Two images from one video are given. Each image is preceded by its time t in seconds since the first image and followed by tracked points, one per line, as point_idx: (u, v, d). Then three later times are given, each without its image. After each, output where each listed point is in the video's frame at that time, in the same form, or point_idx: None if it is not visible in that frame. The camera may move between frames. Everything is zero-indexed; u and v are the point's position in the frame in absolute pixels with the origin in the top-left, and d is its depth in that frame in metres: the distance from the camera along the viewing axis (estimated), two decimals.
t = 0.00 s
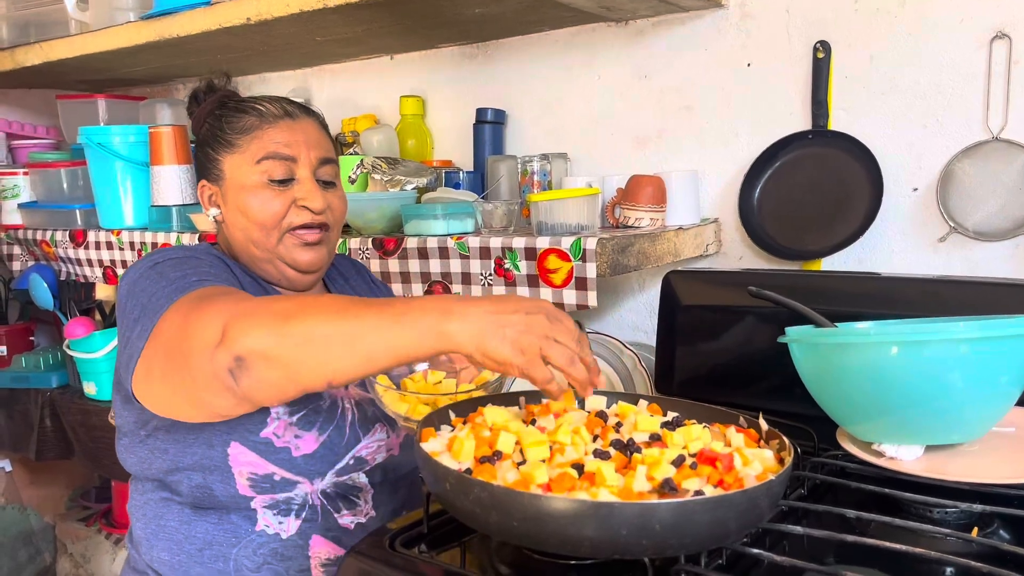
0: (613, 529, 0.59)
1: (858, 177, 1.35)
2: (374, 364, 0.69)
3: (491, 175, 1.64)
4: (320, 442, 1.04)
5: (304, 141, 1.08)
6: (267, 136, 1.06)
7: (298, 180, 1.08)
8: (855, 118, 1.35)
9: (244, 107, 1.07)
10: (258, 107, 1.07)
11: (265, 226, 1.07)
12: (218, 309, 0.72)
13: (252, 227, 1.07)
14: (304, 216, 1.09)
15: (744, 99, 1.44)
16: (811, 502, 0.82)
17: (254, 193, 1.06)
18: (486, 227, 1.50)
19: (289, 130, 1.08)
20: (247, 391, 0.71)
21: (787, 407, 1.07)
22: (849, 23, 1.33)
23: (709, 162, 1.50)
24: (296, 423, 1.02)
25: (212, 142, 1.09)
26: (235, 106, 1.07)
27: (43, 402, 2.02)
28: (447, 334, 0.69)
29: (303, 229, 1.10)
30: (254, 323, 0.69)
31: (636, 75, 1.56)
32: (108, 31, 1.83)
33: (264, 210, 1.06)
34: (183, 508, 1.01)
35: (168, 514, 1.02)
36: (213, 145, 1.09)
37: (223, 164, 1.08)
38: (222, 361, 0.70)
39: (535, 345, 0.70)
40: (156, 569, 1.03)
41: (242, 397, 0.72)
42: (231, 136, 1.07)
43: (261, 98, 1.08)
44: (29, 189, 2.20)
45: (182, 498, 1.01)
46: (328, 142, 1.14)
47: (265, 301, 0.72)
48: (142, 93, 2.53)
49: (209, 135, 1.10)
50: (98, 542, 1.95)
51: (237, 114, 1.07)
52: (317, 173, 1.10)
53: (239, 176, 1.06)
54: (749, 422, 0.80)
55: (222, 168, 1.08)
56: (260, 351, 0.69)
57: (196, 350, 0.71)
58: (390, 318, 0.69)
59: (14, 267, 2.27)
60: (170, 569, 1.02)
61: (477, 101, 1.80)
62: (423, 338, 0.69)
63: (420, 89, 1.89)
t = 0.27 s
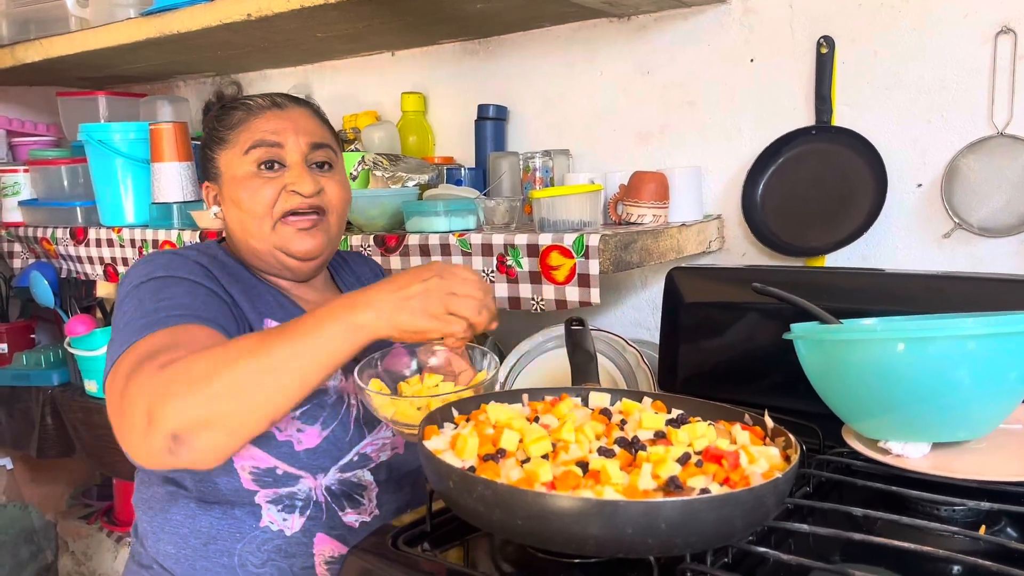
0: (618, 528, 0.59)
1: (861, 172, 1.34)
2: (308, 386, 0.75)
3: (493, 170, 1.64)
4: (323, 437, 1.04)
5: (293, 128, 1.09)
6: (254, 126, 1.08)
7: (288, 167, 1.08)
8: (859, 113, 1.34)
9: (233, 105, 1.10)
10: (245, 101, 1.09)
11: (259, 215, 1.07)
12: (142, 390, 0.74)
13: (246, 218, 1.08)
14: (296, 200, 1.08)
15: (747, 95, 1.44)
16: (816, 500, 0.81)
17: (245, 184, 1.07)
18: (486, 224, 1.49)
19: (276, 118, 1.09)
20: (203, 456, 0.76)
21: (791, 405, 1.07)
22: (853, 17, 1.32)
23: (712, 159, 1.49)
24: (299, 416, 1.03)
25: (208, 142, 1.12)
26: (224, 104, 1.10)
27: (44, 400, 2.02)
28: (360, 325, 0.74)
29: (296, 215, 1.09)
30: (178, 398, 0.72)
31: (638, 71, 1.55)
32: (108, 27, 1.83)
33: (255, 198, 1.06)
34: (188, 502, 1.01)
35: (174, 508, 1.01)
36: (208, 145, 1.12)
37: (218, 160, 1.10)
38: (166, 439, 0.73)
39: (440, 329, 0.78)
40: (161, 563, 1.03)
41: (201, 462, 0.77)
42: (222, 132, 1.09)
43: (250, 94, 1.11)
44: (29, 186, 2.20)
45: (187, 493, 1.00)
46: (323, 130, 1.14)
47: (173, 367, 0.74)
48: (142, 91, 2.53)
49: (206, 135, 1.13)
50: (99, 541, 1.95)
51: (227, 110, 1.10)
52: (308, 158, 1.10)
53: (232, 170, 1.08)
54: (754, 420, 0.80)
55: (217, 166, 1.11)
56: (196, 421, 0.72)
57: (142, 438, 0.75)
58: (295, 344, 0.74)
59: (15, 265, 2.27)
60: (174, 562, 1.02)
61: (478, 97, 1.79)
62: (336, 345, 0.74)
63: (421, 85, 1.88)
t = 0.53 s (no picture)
0: (624, 522, 0.59)
1: (864, 165, 1.33)
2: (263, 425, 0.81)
3: (495, 165, 1.63)
4: (305, 439, 1.02)
5: (280, 119, 1.09)
6: (242, 118, 1.09)
7: (274, 158, 1.08)
8: (863, 107, 1.33)
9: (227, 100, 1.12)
10: (236, 95, 1.11)
11: (246, 206, 1.07)
12: (107, 437, 0.81)
13: (234, 210, 1.08)
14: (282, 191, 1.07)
15: (750, 88, 1.43)
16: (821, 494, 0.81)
17: (233, 176, 1.08)
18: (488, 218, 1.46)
19: (264, 110, 1.10)
20: (170, 495, 0.84)
21: (796, 399, 1.06)
22: (857, 10, 1.31)
23: (715, 153, 1.49)
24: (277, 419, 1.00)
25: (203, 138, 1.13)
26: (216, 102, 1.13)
27: (46, 396, 2.01)
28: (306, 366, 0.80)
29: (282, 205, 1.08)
30: (140, 449, 0.79)
31: (640, 65, 1.55)
32: (108, 22, 1.82)
33: (241, 188, 1.06)
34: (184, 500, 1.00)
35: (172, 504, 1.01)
36: (203, 141, 1.13)
37: (211, 155, 1.11)
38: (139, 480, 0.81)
39: (377, 385, 0.81)
40: (161, 559, 1.04)
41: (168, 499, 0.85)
42: (214, 126, 1.11)
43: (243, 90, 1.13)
44: (30, 182, 2.20)
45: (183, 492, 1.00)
46: (314, 122, 1.14)
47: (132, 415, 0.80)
48: (143, 87, 2.52)
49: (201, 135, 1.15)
50: (101, 536, 1.95)
51: (218, 107, 1.12)
52: (295, 149, 1.10)
53: (222, 163, 1.09)
54: (760, 413, 0.79)
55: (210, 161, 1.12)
56: (157, 469, 0.80)
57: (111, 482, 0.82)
58: (247, 389, 0.80)
59: (16, 261, 2.26)
60: (173, 558, 1.02)
61: (480, 91, 1.78)
62: (285, 389, 0.80)
63: (422, 80, 1.87)
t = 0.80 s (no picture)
0: (625, 520, 0.59)
1: (864, 161, 1.33)
2: (252, 425, 0.81)
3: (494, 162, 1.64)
4: (293, 440, 1.01)
5: (286, 120, 1.09)
6: (249, 118, 1.08)
7: (279, 159, 1.08)
8: (863, 103, 1.33)
9: (234, 95, 1.11)
10: (244, 92, 1.10)
11: (249, 206, 1.07)
12: (93, 402, 0.80)
13: (238, 210, 1.08)
14: (286, 194, 1.07)
15: (751, 85, 1.43)
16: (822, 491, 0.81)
17: (237, 175, 1.08)
18: (488, 215, 1.49)
19: (270, 110, 1.09)
20: (139, 472, 0.82)
21: (797, 395, 1.06)
22: (857, 6, 1.31)
23: (715, 149, 1.49)
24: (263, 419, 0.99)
25: (209, 132, 1.13)
26: (224, 96, 1.12)
27: (45, 394, 2.01)
28: (313, 377, 0.80)
29: (286, 208, 1.08)
30: (124, 419, 0.78)
31: (641, 61, 1.54)
32: (107, 19, 1.82)
33: (245, 189, 1.07)
34: (179, 498, 1.02)
35: (169, 502, 1.02)
36: (209, 136, 1.13)
37: (217, 153, 1.11)
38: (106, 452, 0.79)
39: (386, 399, 0.80)
40: (156, 557, 1.05)
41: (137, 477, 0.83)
42: (219, 124, 1.11)
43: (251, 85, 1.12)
44: (29, 179, 2.19)
45: (179, 491, 1.02)
46: (321, 122, 1.14)
47: (129, 383, 0.80)
48: (142, 84, 2.52)
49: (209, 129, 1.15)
50: (101, 534, 1.95)
51: (225, 102, 1.11)
52: (301, 150, 1.10)
53: (227, 162, 1.09)
54: (761, 410, 0.79)
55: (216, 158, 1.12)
56: (135, 443, 0.79)
57: (84, 449, 0.81)
58: (249, 385, 0.79)
59: (16, 259, 2.26)
60: (167, 556, 1.03)
61: (480, 88, 1.78)
62: (289, 394, 0.80)
63: (422, 76, 1.87)
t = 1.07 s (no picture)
0: (624, 517, 0.59)
1: (862, 159, 1.33)
2: (269, 397, 0.80)
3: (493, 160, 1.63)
4: (301, 435, 1.03)
5: (309, 124, 1.08)
6: (271, 120, 1.07)
7: (302, 164, 1.07)
8: (861, 101, 1.33)
9: (251, 92, 1.08)
10: (264, 91, 1.08)
11: (267, 209, 1.06)
12: (107, 383, 0.79)
13: (255, 212, 1.07)
14: (309, 200, 1.07)
15: (749, 82, 1.43)
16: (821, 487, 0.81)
17: (257, 177, 1.06)
18: (487, 213, 1.48)
19: (293, 113, 1.08)
20: (153, 451, 0.81)
21: (795, 393, 1.06)
22: (855, 4, 1.31)
23: (713, 147, 1.49)
24: (274, 414, 1.01)
25: (219, 126, 1.10)
26: (240, 91, 1.09)
27: (44, 393, 2.01)
28: (330, 348, 0.80)
29: (307, 214, 1.08)
30: (139, 396, 0.76)
31: (639, 59, 1.54)
32: (103, 18, 1.81)
33: (266, 192, 1.05)
34: (183, 497, 1.01)
35: (170, 501, 1.02)
36: (220, 130, 1.10)
37: (229, 150, 1.09)
38: (122, 435, 0.78)
39: (410, 357, 0.82)
40: (157, 558, 1.04)
41: (152, 456, 0.82)
42: (235, 119, 1.08)
43: (268, 82, 1.09)
44: (27, 178, 2.19)
45: (182, 489, 1.02)
46: (336, 126, 1.13)
47: (141, 365, 0.79)
48: (139, 82, 2.51)
49: (218, 121, 1.11)
50: (100, 532, 1.95)
51: (243, 98, 1.08)
52: (322, 157, 1.09)
53: (244, 161, 1.07)
54: (760, 407, 0.79)
55: (228, 154, 1.09)
56: (152, 419, 0.77)
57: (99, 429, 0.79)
58: (262, 360, 0.78)
59: (13, 258, 2.26)
60: (169, 557, 1.02)
61: (478, 85, 1.78)
62: (305, 363, 0.79)
63: (420, 75, 1.87)
